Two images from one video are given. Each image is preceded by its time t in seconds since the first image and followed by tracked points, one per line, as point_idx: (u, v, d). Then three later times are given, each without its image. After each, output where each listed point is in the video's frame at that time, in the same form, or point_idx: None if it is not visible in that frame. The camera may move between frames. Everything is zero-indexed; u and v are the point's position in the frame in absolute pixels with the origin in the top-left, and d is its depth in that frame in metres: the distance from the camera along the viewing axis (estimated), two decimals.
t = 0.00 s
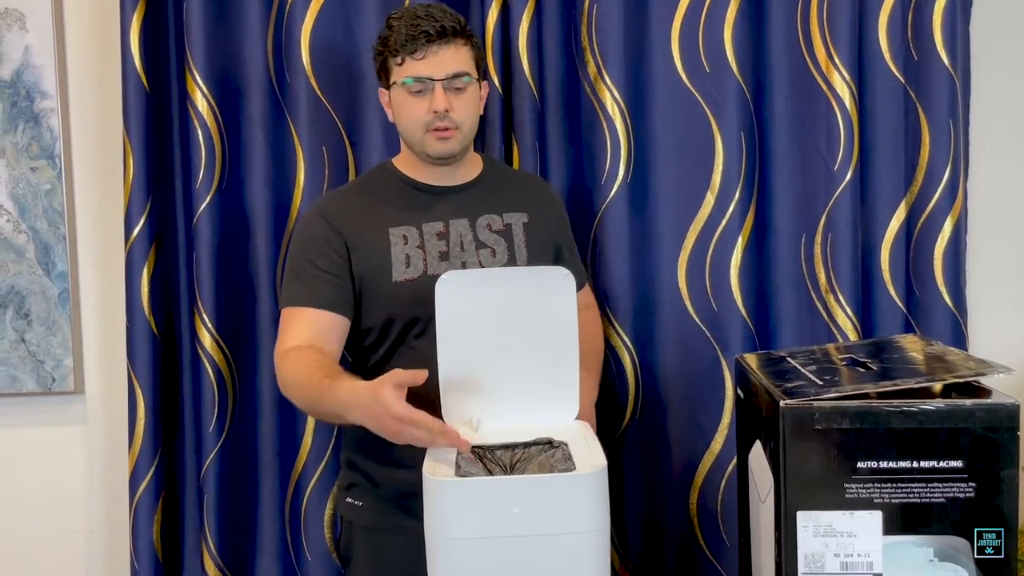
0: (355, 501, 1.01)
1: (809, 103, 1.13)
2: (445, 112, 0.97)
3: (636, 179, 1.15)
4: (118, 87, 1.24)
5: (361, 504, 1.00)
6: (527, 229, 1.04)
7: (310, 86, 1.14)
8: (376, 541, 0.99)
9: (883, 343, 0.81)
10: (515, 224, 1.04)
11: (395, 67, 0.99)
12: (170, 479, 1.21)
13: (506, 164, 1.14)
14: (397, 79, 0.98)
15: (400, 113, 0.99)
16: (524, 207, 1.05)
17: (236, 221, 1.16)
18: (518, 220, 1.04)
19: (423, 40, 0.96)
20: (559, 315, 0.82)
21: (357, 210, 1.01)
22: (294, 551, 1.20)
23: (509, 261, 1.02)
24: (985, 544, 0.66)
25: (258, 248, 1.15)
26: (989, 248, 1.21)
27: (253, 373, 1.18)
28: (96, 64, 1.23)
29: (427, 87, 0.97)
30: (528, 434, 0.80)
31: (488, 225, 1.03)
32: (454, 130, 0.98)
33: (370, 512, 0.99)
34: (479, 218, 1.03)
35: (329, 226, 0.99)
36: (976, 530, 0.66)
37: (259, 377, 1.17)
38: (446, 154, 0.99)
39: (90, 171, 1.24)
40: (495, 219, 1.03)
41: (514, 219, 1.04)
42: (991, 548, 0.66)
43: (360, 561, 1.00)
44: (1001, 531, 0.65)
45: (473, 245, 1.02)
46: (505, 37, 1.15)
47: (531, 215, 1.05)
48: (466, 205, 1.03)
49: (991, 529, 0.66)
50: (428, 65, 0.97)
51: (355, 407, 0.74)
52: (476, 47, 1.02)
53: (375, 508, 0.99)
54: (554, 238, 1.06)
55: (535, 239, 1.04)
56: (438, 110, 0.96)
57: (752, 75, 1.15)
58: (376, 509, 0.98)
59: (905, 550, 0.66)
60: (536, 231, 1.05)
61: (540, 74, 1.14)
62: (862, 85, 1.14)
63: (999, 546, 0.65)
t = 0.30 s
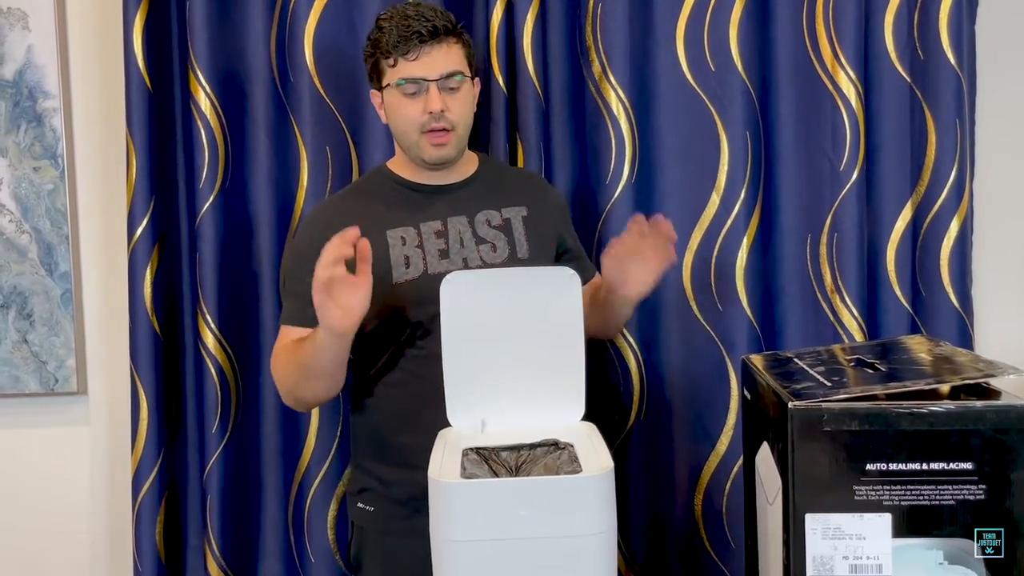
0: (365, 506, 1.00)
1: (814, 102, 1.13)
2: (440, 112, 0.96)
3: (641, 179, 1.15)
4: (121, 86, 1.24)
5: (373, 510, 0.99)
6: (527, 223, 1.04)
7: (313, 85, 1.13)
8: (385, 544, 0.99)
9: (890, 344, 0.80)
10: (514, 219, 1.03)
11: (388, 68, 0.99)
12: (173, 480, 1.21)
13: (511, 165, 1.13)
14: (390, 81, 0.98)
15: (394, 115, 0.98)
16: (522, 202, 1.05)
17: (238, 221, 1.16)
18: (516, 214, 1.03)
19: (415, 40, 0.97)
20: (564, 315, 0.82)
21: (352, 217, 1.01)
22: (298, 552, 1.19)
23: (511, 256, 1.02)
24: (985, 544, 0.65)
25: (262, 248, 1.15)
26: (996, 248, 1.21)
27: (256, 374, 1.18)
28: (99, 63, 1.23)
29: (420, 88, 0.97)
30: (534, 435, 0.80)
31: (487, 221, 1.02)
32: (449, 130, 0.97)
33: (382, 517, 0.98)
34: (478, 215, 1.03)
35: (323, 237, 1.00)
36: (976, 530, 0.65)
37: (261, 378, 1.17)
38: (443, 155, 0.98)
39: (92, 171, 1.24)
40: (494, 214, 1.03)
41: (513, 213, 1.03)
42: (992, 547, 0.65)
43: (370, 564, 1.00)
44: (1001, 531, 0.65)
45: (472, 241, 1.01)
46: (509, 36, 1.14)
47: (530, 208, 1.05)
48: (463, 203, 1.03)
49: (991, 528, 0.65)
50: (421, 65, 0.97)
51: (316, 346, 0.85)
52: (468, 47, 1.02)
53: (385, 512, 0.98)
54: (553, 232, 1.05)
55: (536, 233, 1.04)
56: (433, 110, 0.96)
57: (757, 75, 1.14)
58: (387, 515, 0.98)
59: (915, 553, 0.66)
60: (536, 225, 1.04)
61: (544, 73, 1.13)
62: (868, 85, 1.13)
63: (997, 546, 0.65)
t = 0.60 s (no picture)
0: (368, 510, 1.00)
1: (819, 103, 1.12)
2: (426, 108, 0.97)
3: (645, 181, 1.15)
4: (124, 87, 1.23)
5: (372, 513, 0.99)
6: (520, 216, 1.03)
7: (317, 86, 1.13)
8: (386, 547, 0.98)
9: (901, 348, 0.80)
10: (507, 212, 1.03)
11: (375, 67, 0.99)
12: (176, 482, 1.20)
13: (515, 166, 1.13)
14: (377, 79, 0.99)
15: (381, 111, 0.99)
16: (516, 196, 1.04)
17: (241, 223, 1.16)
18: (509, 208, 1.03)
19: (401, 38, 0.97)
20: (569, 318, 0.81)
21: (348, 216, 1.02)
22: (301, 554, 1.19)
23: (502, 248, 1.01)
24: (984, 543, 0.65)
25: (266, 250, 1.14)
26: (1002, 250, 1.20)
27: (258, 376, 1.17)
28: (103, 64, 1.23)
29: (406, 84, 0.98)
30: (539, 438, 0.79)
31: (480, 215, 1.02)
32: (435, 125, 0.98)
33: (380, 519, 0.98)
34: (470, 210, 1.03)
35: (321, 240, 1.00)
36: (975, 530, 0.65)
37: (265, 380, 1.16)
38: (429, 150, 0.99)
39: (95, 172, 1.24)
40: (486, 209, 1.03)
41: (505, 207, 1.03)
42: (991, 547, 0.65)
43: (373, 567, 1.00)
44: (1001, 531, 0.64)
45: (464, 235, 1.01)
46: (513, 37, 1.13)
47: (524, 202, 1.04)
48: (455, 199, 1.03)
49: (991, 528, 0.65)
50: (407, 63, 0.98)
51: (344, 371, 0.80)
52: (458, 45, 1.02)
53: (385, 514, 0.98)
54: (550, 222, 1.04)
55: (530, 226, 1.03)
56: (419, 106, 0.97)
57: (762, 75, 1.14)
58: (384, 517, 0.98)
59: (923, 558, 0.65)
60: (529, 218, 1.03)
61: (548, 74, 1.13)
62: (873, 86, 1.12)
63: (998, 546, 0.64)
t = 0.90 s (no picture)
0: (368, 513, 1.00)
1: (822, 103, 1.12)
2: (420, 100, 0.96)
3: (647, 181, 1.14)
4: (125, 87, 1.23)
5: (373, 517, 0.99)
6: (523, 220, 1.03)
7: (318, 86, 1.13)
8: (388, 549, 0.98)
9: (904, 349, 0.79)
10: (510, 216, 1.03)
11: (369, 64, 1.00)
12: (177, 483, 1.20)
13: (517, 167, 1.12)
14: (372, 75, 0.99)
15: (377, 108, 0.99)
16: (520, 199, 1.04)
17: (243, 223, 1.15)
18: (513, 211, 1.03)
19: (392, 33, 0.98)
20: (570, 319, 0.81)
21: (350, 217, 1.01)
22: (302, 555, 1.19)
23: (505, 252, 1.01)
24: (985, 543, 0.64)
25: (267, 250, 1.14)
26: (1005, 250, 1.20)
27: (260, 376, 1.17)
28: (104, 64, 1.23)
29: (401, 79, 0.98)
30: (540, 439, 0.79)
31: (482, 218, 1.02)
32: (431, 117, 0.97)
33: (381, 524, 0.98)
34: (473, 212, 1.02)
35: (322, 239, 1.00)
36: (976, 530, 0.64)
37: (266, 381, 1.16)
38: (426, 144, 0.98)
39: (97, 173, 1.24)
40: (489, 212, 1.02)
41: (509, 210, 1.03)
42: (992, 547, 0.64)
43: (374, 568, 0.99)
44: (1000, 530, 0.64)
45: (466, 238, 1.01)
46: (515, 37, 1.13)
47: (528, 206, 1.04)
48: (458, 201, 1.03)
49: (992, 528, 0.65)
50: (399, 56, 0.98)
51: (333, 370, 0.84)
52: (451, 41, 1.03)
53: (386, 517, 0.98)
54: (555, 227, 1.04)
55: (533, 230, 1.03)
56: (414, 98, 0.96)
57: (764, 76, 1.14)
58: (386, 522, 0.98)
59: (926, 560, 0.65)
60: (532, 222, 1.03)
61: (550, 74, 1.12)
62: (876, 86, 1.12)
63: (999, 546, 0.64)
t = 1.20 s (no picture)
0: (363, 515, 1.00)
1: (821, 103, 1.11)
2: (421, 100, 0.96)
3: (645, 182, 1.13)
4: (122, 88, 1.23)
5: (369, 519, 0.99)
6: (522, 222, 1.03)
7: (315, 86, 1.12)
8: (384, 552, 0.98)
9: (901, 352, 0.79)
10: (508, 218, 1.02)
11: (367, 65, 0.99)
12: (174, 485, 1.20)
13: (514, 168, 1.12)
14: (370, 76, 0.99)
15: (377, 109, 0.98)
16: (518, 202, 1.04)
17: (240, 224, 1.15)
18: (511, 214, 1.03)
19: (391, 33, 0.97)
20: (565, 321, 0.81)
21: (346, 219, 1.01)
22: (299, 557, 1.19)
23: (503, 255, 1.01)
24: (985, 544, 0.64)
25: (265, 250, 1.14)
26: (1006, 252, 1.19)
27: (257, 378, 1.17)
28: (101, 65, 1.23)
29: (400, 79, 0.97)
30: (535, 443, 0.79)
31: (481, 221, 1.02)
32: (432, 117, 0.97)
33: (378, 527, 0.98)
34: (471, 215, 1.02)
35: (318, 240, 1.00)
36: (976, 530, 0.64)
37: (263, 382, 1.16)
38: (428, 144, 0.98)
39: (94, 174, 1.24)
40: (488, 214, 1.02)
41: (507, 212, 1.03)
42: (992, 547, 0.64)
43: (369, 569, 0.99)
44: (1000, 531, 0.63)
45: (464, 241, 1.00)
46: (512, 38, 1.13)
47: (526, 208, 1.03)
48: (457, 203, 1.02)
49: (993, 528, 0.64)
50: (399, 56, 0.97)
51: (342, 389, 0.82)
52: (449, 40, 1.02)
53: (382, 521, 0.97)
54: (552, 229, 1.04)
55: (532, 232, 1.03)
56: (414, 98, 0.96)
57: (763, 77, 1.13)
58: (383, 525, 0.97)
59: (923, 565, 0.64)
60: (530, 224, 1.03)
61: (547, 75, 1.12)
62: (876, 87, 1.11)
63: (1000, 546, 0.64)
